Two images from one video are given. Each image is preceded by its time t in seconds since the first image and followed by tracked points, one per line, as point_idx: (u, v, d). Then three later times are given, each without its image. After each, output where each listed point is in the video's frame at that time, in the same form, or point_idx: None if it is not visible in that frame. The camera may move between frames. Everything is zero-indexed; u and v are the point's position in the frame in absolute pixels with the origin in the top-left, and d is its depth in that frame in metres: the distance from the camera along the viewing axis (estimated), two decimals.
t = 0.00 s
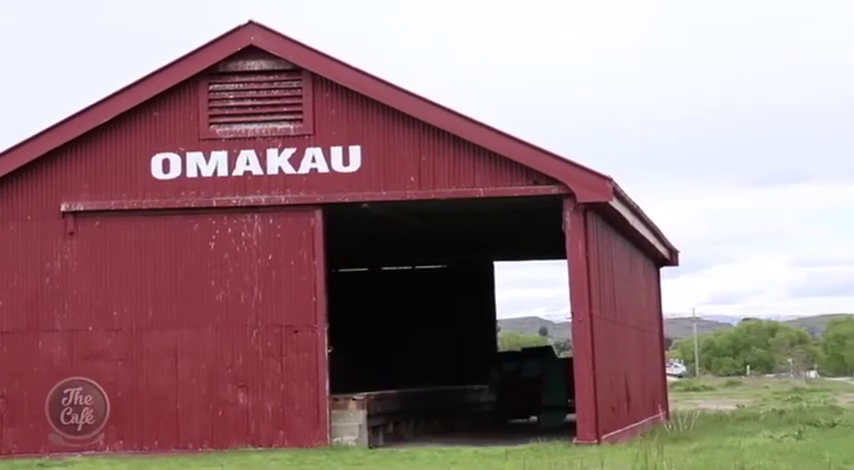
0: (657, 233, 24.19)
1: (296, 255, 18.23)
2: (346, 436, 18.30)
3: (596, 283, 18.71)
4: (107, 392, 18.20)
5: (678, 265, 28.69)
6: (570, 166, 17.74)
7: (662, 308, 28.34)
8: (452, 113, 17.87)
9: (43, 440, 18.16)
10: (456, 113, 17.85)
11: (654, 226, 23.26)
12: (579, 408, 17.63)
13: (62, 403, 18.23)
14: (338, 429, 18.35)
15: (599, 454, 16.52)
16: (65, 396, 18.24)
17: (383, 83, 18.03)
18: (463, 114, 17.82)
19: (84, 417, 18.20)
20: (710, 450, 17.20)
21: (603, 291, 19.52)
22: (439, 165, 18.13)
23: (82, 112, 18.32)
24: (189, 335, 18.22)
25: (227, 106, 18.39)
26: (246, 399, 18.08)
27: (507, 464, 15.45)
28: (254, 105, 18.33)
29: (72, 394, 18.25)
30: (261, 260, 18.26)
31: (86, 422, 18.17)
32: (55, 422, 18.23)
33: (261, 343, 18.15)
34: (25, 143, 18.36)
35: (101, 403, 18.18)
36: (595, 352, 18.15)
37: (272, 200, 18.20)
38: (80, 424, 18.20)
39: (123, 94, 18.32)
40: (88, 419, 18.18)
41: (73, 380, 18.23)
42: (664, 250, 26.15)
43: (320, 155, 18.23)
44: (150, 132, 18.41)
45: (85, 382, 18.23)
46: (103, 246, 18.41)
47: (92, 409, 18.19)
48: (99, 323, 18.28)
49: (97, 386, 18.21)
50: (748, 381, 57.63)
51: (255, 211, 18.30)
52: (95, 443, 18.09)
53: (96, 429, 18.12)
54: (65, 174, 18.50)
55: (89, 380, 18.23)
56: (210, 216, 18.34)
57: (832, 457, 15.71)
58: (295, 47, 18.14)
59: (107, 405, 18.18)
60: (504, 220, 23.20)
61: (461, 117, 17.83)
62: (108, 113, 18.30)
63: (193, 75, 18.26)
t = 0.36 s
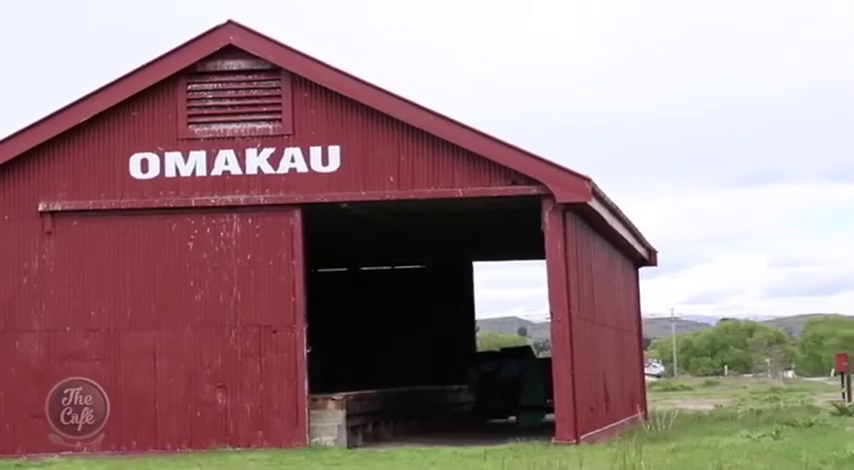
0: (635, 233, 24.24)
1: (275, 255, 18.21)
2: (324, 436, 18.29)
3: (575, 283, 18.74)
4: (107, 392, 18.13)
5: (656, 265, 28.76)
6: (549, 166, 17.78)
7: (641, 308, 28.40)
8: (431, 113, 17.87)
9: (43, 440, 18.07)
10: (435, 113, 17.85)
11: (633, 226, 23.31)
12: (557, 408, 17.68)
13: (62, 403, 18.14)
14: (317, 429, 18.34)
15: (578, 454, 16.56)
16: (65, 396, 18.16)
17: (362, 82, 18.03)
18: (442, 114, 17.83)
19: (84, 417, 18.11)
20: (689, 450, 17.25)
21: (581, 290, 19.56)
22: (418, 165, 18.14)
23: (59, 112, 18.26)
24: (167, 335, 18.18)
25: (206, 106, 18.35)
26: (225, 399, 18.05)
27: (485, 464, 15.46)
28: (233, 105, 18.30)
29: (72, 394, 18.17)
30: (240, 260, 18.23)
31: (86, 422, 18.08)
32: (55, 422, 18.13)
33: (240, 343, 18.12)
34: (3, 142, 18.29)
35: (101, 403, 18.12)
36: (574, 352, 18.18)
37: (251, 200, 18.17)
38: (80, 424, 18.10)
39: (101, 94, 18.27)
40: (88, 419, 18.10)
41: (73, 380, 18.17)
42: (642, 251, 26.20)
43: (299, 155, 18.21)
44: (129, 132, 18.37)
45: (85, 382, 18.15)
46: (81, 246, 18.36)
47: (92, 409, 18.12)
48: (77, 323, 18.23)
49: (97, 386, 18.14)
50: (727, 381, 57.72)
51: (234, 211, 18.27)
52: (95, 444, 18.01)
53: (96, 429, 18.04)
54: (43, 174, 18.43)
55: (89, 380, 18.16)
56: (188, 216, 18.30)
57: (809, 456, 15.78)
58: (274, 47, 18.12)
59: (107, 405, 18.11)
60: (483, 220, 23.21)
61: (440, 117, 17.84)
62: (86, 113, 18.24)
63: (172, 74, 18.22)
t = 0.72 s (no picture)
0: (615, 233, 24.29)
1: (255, 255, 18.18)
2: (304, 437, 18.28)
3: (555, 283, 18.78)
4: (108, 392, 18.06)
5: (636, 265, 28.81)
6: (529, 166, 17.82)
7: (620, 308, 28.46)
8: (411, 113, 17.88)
9: (43, 439, 17.96)
10: (416, 113, 17.86)
11: (612, 226, 23.35)
12: (536, 408, 17.71)
13: (62, 403, 18.06)
14: (296, 429, 18.33)
15: (558, 454, 16.59)
16: (65, 396, 18.08)
17: (342, 82, 18.02)
18: (422, 114, 17.84)
19: (84, 417, 18.04)
20: (668, 449, 17.29)
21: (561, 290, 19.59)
22: (398, 165, 18.14)
23: (36, 112, 18.20)
24: (146, 335, 18.13)
25: (185, 106, 18.31)
26: (204, 400, 18.01)
27: (465, 464, 15.47)
28: (212, 105, 18.26)
29: (72, 394, 18.09)
30: (219, 260, 18.19)
31: (86, 422, 18.01)
32: (55, 422, 18.03)
33: (220, 343, 18.09)
34: None
35: (102, 403, 18.05)
36: (554, 352, 18.21)
37: (231, 200, 18.14)
38: (80, 424, 18.03)
39: (80, 93, 18.21)
40: (88, 419, 18.03)
41: (73, 379, 18.09)
42: (622, 251, 26.26)
43: (278, 155, 18.18)
44: (108, 132, 18.32)
45: (85, 382, 18.08)
46: (59, 247, 18.30)
47: (92, 409, 18.05)
48: (56, 324, 18.17)
49: (98, 386, 18.07)
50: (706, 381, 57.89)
51: (213, 211, 18.23)
52: (96, 443, 17.93)
53: (96, 429, 17.97)
54: (21, 173, 18.36)
55: (90, 379, 18.08)
56: (167, 216, 18.26)
57: (786, 456, 15.84)
58: (254, 46, 18.09)
59: (107, 405, 18.05)
60: (463, 220, 23.22)
61: (421, 117, 17.85)
62: (65, 112, 18.18)
63: (151, 74, 18.17)
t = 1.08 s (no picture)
0: (593, 234, 24.35)
1: (233, 255, 18.15)
2: (282, 437, 18.25)
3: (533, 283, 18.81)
4: (108, 393, 18.01)
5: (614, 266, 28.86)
6: (508, 166, 17.85)
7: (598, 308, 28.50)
8: (390, 113, 17.88)
9: (43, 439, 17.88)
10: (394, 114, 17.87)
11: (590, 227, 23.40)
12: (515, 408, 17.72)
13: (62, 403, 18.00)
14: (275, 430, 18.30)
15: (535, 454, 16.62)
16: (65, 396, 18.02)
17: (321, 82, 18.01)
18: (401, 115, 17.85)
19: (84, 418, 17.98)
20: (645, 449, 17.34)
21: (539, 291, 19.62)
22: (376, 166, 18.14)
23: (13, 111, 18.15)
24: (124, 335, 18.09)
25: (163, 105, 18.27)
26: (182, 400, 17.97)
27: (443, 464, 15.48)
28: (190, 104, 18.22)
29: (72, 394, 18.03)
30: (197, 260, 18.16)
31: (86, 422, 17.95)
32: (55, 422, 17.96)
33: (197, 343, 18.05)
34: None
35: (102, 403, 18.00)
36: (532, 352, 18.23)
37: (209, 200, 18.11)
38: (80, 424, 17.96)
39: (57, 92, 18.16)
40: (88, 419, 17.96)
41: (73, 379, 18.03)
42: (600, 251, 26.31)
43: (257, 155, 18.16)
44: (86, 131, 18.27)
45: (85, 382, 18.02)
46: (35, 246, 18.25)
47: (92, 409, 17.99)
48: (33, 324, 18.11)
49: (98, 386, 18.02)
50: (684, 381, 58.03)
51: (191, 211, 18.20)
52: (95, 444, 17.86)
53: (96, 429, 17.91)
54: None
55: (90, 380, 18.03)
56: (145, 216, 18.22)
57: (763, 455, 15.90)
58: (232, 46, 18.06)
59: (108, 405, 17.99)
60: (441, 220, 23.23)
61: (399, 117, 17.85)
62: (43, 111, 18.12)
63: (129, 73, 18.13)
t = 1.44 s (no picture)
0: (571, 234, 24.38)
1: (211, 255, 18.12)
2: (260, 437, 18.22)
3: (511, 283, 18.83)
4: (108, 393, 17.94)
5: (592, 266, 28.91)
6: (487, 166, 17.87)
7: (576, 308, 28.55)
8: (369, 113, 17.88)
9: (43, 439, 17.83)
10: (373, 113, 17.87)
11: (569, 227, 23.44)
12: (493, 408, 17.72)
13: (62, 403, 17.94)
14: (252, 430, 18.28)
15: (514, 454, 16.64)
16: (65, 396, 17.97)
17: (300, 82, 17.99)
18: (380, 114, 17.85)
19: (84, 418, 17.92)
20: (623, 449, 17.37)
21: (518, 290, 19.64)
22: (355, 165, 18.13)
23: None
24: (101, 335, 18.03)
25: (141, 105, 18.22)
26: (159, 400, 17.93)
27: (421, 464, 15.49)
28: (168, 104, 18.18)
29: (72, 394, 17.98)
30: (175, 260, 18.12)
31: (86, 422, 17.89)
32: (55, 422, 17.91)
33: (175, 343, 18.00)
34: None
35: (102, 403, 17.94)
36: (510, 352, 18.25)
37: (187, 199, 18.06)
38: (80, 424, 17.91)
39: (34, 91, 18.09)
40: (88, 419, 17.91)
41: (73, 379, 17.97)
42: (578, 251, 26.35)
43: (235, 155, 18.13)
44: (63, 130, 18.21)
45: (85, 382, 17.97)
46: (12, 246, 18.17)
47: (92, 409, 17.93)
48: (10, 324, 18.06)
49: (98, 386, 17.95)
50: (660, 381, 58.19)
51: (169, 211, 18.16)
52: (96, 443, 17.82)
53: (96, 429, 17.86)
54: None
55: (89, 379, 17.97)
56: (123, 216, 18.17)
57: (740, 455, 15.95)
58: (210, 46, 18.02)
59: (109, 404, 17.93)
60: (420, 221, 23.23)
61: (378, 117, 17.86)
62: (20, 110, 18.05)
63: (106, 72, 18.07)
